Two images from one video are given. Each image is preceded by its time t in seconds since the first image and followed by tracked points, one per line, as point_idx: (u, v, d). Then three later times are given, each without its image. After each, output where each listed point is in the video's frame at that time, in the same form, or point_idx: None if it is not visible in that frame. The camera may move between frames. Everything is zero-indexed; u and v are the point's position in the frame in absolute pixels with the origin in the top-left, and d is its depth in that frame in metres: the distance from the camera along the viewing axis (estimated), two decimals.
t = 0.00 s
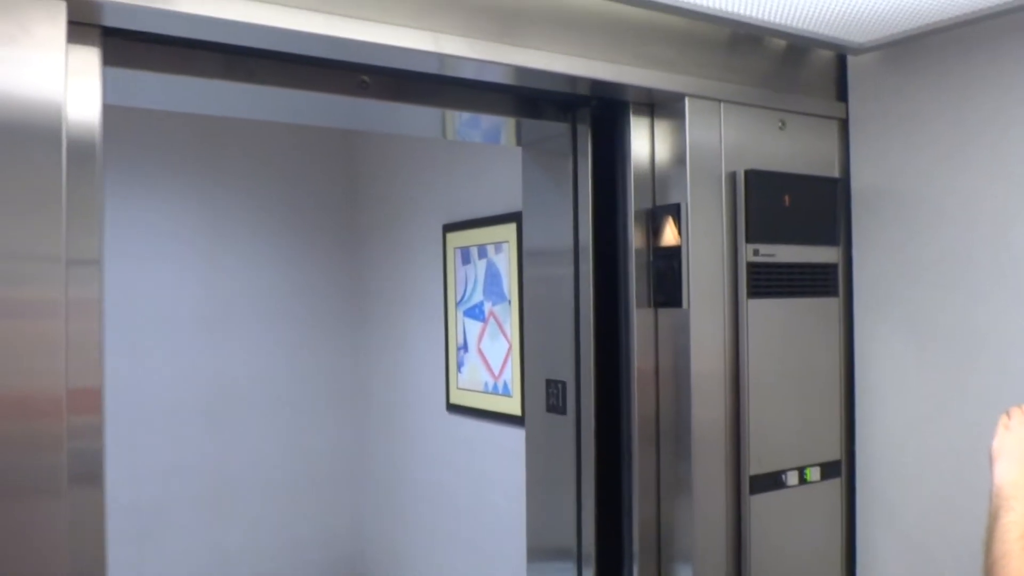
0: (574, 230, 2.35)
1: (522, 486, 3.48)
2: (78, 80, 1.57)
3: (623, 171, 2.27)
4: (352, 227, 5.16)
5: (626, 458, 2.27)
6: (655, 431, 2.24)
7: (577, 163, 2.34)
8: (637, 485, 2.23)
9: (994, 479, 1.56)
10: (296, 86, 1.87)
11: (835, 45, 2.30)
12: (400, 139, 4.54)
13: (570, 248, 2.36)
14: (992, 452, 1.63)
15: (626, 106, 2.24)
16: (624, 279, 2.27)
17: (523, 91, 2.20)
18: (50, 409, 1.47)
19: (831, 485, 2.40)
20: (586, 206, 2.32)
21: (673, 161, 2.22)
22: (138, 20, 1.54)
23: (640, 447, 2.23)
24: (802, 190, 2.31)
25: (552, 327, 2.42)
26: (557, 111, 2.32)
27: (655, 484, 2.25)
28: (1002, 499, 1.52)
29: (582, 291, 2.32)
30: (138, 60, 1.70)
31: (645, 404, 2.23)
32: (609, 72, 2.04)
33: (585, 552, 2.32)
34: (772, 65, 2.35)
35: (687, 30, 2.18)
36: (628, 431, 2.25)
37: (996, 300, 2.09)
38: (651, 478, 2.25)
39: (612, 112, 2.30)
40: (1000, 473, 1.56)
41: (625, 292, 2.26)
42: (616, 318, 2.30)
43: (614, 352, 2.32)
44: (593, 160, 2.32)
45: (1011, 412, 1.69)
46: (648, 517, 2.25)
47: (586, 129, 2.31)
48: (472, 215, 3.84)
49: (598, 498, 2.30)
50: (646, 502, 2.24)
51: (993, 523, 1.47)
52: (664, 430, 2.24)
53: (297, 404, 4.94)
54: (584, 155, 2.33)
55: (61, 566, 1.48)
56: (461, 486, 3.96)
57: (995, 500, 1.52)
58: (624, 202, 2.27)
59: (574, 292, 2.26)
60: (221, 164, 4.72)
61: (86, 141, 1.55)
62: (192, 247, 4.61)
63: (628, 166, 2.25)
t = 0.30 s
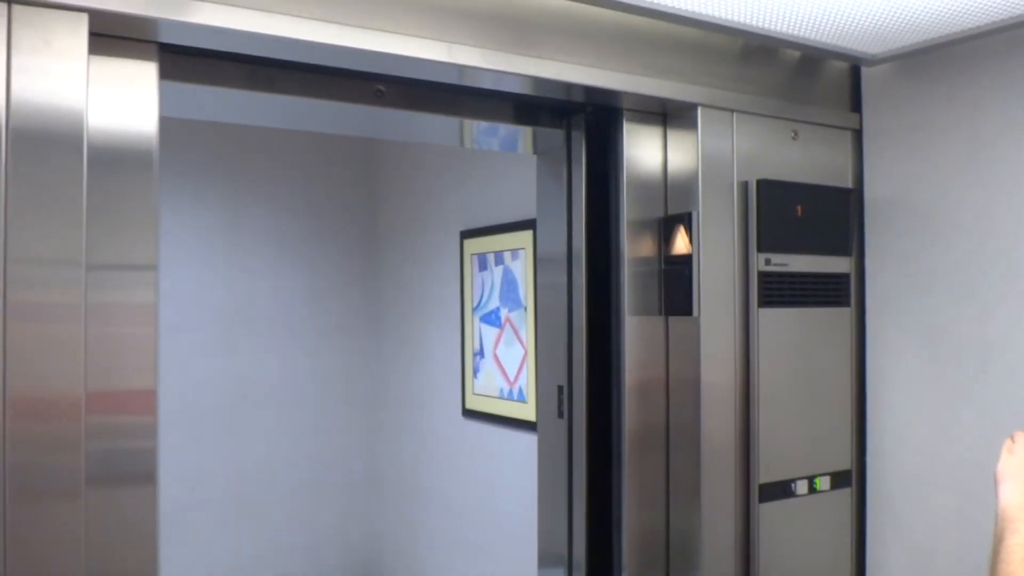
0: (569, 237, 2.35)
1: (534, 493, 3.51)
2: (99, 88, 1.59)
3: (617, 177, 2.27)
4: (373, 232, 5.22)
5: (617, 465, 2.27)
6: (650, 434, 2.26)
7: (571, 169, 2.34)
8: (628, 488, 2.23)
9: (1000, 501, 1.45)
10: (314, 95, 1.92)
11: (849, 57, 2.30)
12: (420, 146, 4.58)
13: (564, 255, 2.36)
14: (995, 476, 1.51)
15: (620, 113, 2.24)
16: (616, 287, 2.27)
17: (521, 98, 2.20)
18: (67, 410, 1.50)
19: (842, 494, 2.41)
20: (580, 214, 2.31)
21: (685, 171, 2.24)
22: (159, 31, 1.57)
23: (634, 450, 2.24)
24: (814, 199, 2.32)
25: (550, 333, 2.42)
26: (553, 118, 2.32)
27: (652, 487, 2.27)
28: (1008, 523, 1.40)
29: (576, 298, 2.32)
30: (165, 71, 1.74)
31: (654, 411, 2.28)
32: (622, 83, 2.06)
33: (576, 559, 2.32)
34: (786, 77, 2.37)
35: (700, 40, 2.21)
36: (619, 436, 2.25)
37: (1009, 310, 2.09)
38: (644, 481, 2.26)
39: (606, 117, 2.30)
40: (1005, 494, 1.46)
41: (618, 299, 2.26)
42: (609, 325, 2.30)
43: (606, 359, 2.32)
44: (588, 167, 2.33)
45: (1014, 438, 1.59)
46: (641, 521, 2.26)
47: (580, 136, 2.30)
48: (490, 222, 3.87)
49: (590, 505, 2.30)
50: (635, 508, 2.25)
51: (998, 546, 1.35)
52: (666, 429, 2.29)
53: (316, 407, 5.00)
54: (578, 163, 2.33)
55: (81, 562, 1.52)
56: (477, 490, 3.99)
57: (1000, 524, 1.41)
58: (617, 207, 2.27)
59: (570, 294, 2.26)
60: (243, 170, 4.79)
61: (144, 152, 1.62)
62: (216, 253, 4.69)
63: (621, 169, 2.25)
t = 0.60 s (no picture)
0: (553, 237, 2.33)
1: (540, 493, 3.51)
2: (104, 86, 1.61)
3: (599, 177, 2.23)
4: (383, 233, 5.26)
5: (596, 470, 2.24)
6: (635, 436, 2.24)
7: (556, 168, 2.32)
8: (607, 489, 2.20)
9: (999, 543, 1.51)
10: (321, 95, 1.94)
11: (855, 59, 2.30)
12: (430, 147, 4.61)
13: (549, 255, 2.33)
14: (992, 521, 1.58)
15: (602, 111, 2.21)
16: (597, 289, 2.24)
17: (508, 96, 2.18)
18: (69, 407, 1.51)
19: (846, 495, 2.40)
20: (564, 215, 2.29)
21: (689, 172, 2.24)
22: (165, 31, 1.59)
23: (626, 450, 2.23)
24: (819, 201, 2.32)
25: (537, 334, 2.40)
26: (538, 116, 2.29)
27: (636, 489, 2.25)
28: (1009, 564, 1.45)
29: (560, 299, 2.30)
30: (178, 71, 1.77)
31: (659, 412, 2.29)
32: (627, 85, 2.07)
33: (558, 563, 2.30)
34: (792, 79, 2.37)
35: (707, 41, 2.21)
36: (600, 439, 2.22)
37: (1015, 313, 2.09)
38: (625, 483, 2.23)
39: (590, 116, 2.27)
40: (1003, 536, 1.52)
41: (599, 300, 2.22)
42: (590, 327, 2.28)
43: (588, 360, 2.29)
44: (573, 166, 2.30)
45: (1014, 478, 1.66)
46: (622, 524, 2.23)
47: (565, 134, 2.28)
48: (499, 223, 3.89)
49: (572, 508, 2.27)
50: (614, 513, 2.21)
51: None
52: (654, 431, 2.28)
53: (327, 407, 5.04)
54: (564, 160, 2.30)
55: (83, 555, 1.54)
56: (485, 491, 4.00)
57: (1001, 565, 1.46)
58: (599, 207, 2.24)
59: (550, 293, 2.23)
60: (255, 172, 4.84)
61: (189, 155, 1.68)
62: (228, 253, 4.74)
63: (603, 168, 2.22)
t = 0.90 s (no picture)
0: (521, 239, 2.27)
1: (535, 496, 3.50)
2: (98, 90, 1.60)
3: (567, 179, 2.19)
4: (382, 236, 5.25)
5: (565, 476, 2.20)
6: (615, 439, 2.23)
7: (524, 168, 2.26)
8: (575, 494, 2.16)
9: None
10: (317, 99, 1.95)
11: (851, 62, 2.31)
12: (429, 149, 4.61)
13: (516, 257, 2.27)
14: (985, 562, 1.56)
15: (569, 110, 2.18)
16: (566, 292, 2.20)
17: (476, 95, 2.12)
18: (64, 412, 1.51)
19: (843, 498, 2.40)
20: (533, 216, 2.24)
21: (684, 175, 2.25)
22: (160, 36, 1.60)
23: (614, 453, 2.23)
24: (814, 204, 2.32)
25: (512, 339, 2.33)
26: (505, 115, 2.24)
27: (607, 494, 2.22)
28: None
29: (528, 302, 2.24)
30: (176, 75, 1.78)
31: (655, 415, 2.29)
32: (622, 88, 2.07)
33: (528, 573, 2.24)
34: (788, 81, 2.37)
35: (702, 45, 2.21)
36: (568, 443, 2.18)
37: (1011, 316, 2.09)
38: (594, 488, 2.19)
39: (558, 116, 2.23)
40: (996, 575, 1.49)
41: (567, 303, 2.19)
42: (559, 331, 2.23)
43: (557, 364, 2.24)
44: (541, 167, 2.25)
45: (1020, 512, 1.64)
46: (593, 529, 2.19)
47: (532, 134, 2.23)
48: (497, 226, 3.89)
49: (540, 514, 2.22)
50: (583, 519, 2.18)
51: None
52: (627, 435, 2.24)
53: (326, 409, 5.04)
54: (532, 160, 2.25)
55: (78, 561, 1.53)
56: (484, 494, 4.00)
57: None
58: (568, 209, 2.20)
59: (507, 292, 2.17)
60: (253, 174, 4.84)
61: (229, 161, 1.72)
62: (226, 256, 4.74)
63: (572, 169, 2.18)
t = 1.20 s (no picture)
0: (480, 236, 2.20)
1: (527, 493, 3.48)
2: (84, 88, 1.58)
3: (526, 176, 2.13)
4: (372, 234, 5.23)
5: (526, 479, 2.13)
6: (601, 437, 2.21)
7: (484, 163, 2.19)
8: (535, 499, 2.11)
9: None
10: (306, 97, 1.93)
11: (842, 58, 2.30)
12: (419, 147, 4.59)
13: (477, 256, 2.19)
14: None
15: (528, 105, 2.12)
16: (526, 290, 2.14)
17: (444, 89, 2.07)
18: (52, 414, 1.49)
19: (835, 494, 2.41)
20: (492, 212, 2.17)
21: (676, 172, 2.24)
22: (148, 34, 1.58)
23: (598, 453, 2.21)
24: (806, 201, 2.32)
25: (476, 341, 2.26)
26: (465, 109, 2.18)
27: (571, 498, 2.17)
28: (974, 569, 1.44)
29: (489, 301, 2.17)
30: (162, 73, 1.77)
31: (647, 413, 2.29)
32: (613, 85, 2.06)
33: None
34: (779, 77, 2.37)
35: (692, 41, 2.20)
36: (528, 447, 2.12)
37: (1004, 311, 2.09)
38: (555, 493, 2.14)
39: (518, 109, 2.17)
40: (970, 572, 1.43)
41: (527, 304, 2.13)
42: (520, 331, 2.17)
43: (518, 366, 2.18)
44: (501, 162, 2.18)
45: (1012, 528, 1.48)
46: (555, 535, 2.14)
47: (493, 128, 2.16)
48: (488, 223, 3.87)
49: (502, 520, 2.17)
50: (545, 525, 2.13)
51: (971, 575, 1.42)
52: (591, 437, 2.19)
53: (316, 408, 5.01)
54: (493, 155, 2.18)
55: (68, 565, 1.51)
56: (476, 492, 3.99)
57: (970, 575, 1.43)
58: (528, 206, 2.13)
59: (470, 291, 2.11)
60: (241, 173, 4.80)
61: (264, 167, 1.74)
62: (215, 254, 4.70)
63: (532, 166, 2.12)
